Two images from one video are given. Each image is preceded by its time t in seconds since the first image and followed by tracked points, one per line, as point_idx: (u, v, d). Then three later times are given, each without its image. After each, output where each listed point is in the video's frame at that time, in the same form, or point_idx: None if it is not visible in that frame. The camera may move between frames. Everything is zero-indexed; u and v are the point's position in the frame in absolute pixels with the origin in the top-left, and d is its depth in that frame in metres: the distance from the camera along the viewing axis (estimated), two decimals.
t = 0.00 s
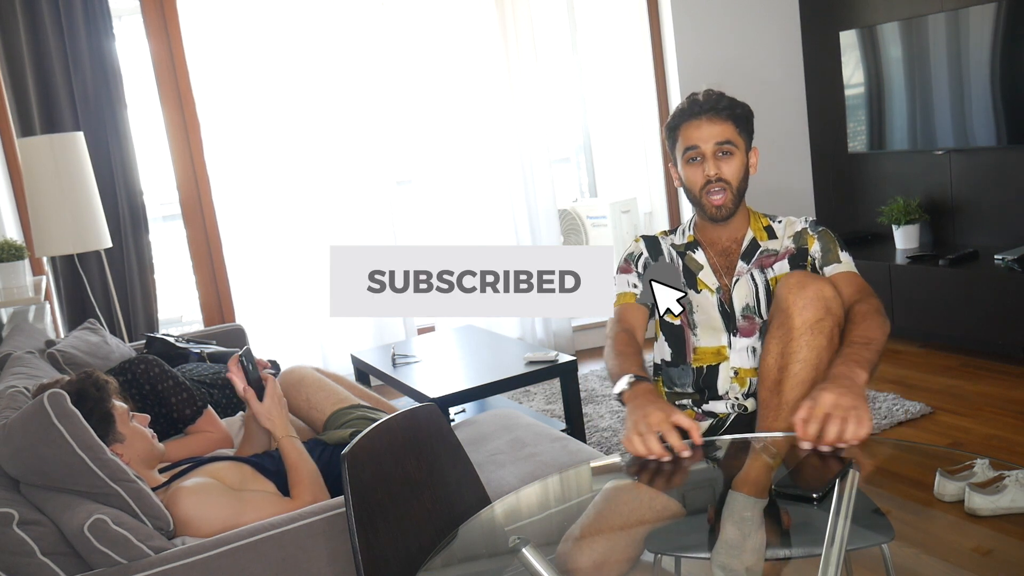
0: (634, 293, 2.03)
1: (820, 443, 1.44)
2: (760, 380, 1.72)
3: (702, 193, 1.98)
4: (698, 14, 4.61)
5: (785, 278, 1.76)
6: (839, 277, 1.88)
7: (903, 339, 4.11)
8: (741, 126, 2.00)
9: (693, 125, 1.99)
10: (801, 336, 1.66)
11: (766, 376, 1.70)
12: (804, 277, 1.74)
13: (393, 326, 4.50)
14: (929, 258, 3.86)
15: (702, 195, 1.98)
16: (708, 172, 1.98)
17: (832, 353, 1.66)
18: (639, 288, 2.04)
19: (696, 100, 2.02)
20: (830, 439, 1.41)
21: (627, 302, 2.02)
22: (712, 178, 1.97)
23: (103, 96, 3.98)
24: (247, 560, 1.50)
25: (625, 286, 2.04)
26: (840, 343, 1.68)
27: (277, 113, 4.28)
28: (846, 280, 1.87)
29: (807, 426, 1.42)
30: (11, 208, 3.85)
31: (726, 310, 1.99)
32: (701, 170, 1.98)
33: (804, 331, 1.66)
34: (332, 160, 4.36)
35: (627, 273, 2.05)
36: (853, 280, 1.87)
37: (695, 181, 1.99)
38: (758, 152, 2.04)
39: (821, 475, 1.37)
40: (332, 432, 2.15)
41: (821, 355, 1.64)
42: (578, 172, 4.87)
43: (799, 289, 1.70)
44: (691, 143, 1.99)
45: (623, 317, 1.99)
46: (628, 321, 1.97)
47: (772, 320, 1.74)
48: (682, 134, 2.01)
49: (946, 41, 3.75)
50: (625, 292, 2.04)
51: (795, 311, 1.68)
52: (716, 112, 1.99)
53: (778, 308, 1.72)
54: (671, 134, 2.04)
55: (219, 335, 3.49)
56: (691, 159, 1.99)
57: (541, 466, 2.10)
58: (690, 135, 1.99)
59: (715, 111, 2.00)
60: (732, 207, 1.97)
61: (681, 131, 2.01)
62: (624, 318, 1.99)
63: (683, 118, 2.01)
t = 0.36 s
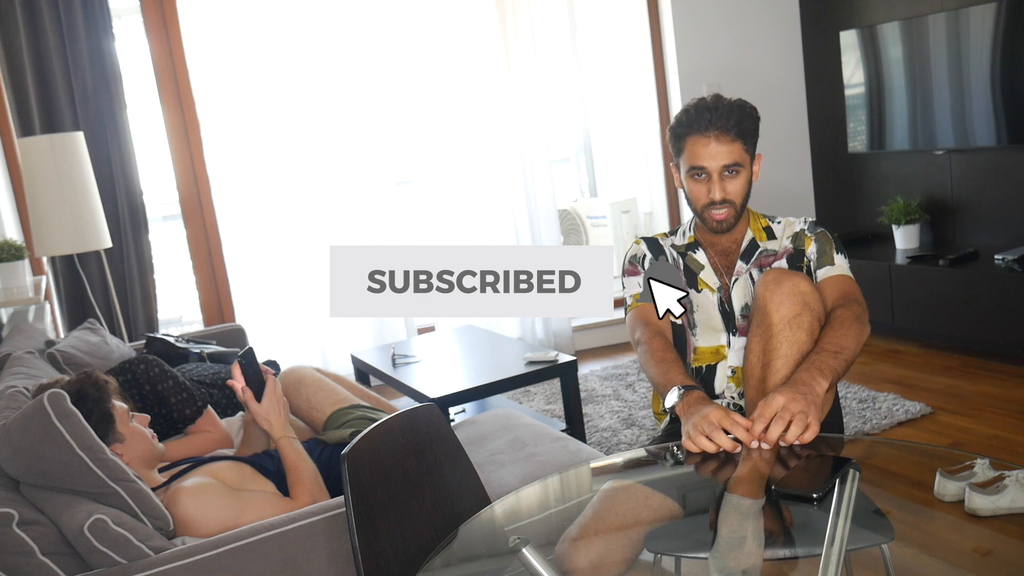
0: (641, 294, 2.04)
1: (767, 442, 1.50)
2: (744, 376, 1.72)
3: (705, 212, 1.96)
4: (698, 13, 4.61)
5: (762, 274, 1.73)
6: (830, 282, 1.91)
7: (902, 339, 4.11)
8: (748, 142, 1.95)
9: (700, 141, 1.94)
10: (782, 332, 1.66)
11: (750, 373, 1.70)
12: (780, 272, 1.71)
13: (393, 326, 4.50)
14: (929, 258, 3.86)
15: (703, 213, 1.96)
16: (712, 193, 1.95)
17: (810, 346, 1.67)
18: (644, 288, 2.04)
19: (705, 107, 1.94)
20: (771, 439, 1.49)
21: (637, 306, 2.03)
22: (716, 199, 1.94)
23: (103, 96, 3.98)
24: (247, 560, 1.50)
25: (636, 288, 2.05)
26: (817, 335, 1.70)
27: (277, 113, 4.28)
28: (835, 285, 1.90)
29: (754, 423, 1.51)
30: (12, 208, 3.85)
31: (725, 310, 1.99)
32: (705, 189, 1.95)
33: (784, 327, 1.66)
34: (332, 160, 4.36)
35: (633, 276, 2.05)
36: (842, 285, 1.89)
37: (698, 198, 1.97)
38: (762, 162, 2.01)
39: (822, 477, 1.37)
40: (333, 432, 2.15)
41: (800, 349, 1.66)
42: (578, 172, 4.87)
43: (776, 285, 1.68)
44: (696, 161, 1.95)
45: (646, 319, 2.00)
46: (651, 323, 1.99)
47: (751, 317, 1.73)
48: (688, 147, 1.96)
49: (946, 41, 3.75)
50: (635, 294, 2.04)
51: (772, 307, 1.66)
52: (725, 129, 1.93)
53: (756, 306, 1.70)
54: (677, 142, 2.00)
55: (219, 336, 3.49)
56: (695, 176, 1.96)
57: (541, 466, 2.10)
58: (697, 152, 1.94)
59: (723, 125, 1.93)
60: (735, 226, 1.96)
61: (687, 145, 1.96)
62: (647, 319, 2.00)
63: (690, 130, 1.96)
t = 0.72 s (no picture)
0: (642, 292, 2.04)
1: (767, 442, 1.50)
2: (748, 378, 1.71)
3: (709, 207, 1.97)
4: (698, 13, 4.61)
5: (771, 276, 1.73)
6: (834, 283, 1.91)
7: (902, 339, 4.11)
8: (751, 137, 1.96)
9: (703, 137, 1.95)
10: (789, 333, 1.66)
11: (755, 374, 1.69)
12: (789, 273, 1.72)
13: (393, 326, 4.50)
14: (929, 258, 3.86)
15: (707, 208, 1.97)
16: (715, 188, 1.95)
17: (815, 350, 1.68)
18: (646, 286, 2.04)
19: (708, 104, 1.95)
20: (772, 438, 1.50)
21: (638, 303, 2.04)
22: (720, 194, 1.95)
23: (103, 96, 3.98)
24: (247, 559, 1.50)
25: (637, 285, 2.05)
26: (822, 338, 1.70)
27: (277, 113, 4.28)
28: (840, 287, 1.90)
29: (754, 423, 1.52)
30: (12, 208, 3.85)
31: (727, 310, 2.00)
32: (708, 184, 1.96)
33: (791, 328, 1.66)
34: (332, 160, 4.37)
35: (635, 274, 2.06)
36: (846, 287, 1.90)
37: (701, 194, 1.97)
38: (765, 158, 2.01)
39: (823, 476, 1.38)
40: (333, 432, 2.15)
41: (806, 351, 1.66)
42: (578, 172, 4.87)
43: (784, 286, 1.69)
44: (699, 157, 1.96)
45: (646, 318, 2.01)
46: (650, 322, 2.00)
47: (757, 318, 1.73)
48: (690, 143, 1.97)
49: (946, 42, 3.75)
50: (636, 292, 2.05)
51: (781, 308, 1.66)
52: (728, 124, 1.94)
53: (763, 307, 1.70)
54: (679, 139, 2.01)
55: (219, 335, 3.49)
56: (698, 172, 1.97)
57: (541, 466, 2.11)
58: (700, 148, 1.95)
59: (726, 121, 1.94)
60: (739, 221, 1.97)
61: (690, 141, 1.97)
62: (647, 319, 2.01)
63: (692, 127, 1.97)
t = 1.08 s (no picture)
0: (632, 289, 2.04)
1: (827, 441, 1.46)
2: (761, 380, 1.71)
3: (708, 188, 2.00)
4: (698, 13, 4.61)
5: (789, 279, 1.73)
6: (842, 277, 1.89)
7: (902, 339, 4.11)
8: (750, 125, 2.01)
9: (701, 121, 2.01)
10: (804, 337, 1.63)
11: (767, 376, 1.68)
12: (807, 278, 1.71)
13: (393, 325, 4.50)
14: (929, 258, 3.86)
15: (705, 188, 2.01)
16: (714, 168, 2.00)
17: (835, 354, 1.64)
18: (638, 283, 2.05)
19: (708, 96, 2.04)
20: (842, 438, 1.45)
21: (626, 298, 2.03)
22: (718, 173, 1.99)
23: (103, 96, 3.98)
24: (247, 560, 1.50)
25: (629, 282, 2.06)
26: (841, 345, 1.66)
27: (277, 113, 4.28)
28: (849, 281, 1.88)
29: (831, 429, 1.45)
30: (12, 208, 3.85)
31: (727, 309, 1.99)
32: (707, 166, 2.00)
33: (806, 332, 1.64)
34: (332, 160, 4.37)
35: (627, 271, 2.06)
36: (856, 282, 1.87)
37: (700, 176, 2.01)
38: (765, 153, 2.05)
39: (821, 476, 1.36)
40: (333, 432, 2.15)
41: (822, 356, 1.62)
42: (578, 172, 4.87)
43: (801, 290, 1.67)
44: (698, 139, 2.01)
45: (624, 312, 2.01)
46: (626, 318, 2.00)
47: (774, 320, 1.72)
48: (690, 129, 2.03)
49: (947, 42, 3.75)
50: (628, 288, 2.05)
51: (796, 311, 1.65)
52: (726, 109, 2.00)
53: (779, 310, 1.69)
54: (679, 130, 2.07)
55: (219, 336, 3.49)
56: (698, 154, 2.01)
57: (541, 466, 2.11)
58: (699, 130, 2.01)
59: (724, 108, 2.01)
60: (738, 205, 1.99)
61: (689, 126, 2.03)
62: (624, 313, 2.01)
63: (693, 114, 2.03)
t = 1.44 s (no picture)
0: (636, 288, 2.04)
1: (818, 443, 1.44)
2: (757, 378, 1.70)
3: (706, 190, 1.99)
4: (699, 13, 4.61)
5: (781, 278, 1.73)
6: (835, 275, 1.89)
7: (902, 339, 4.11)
8: (747, 126, 2.01)
9: (698, 123, 2.00)
10: (797, 335, 1.63)
11: (762, 374, 1.68)
12: (800, 276, 1.71)
13: (393, 325, 4.50)
14: (929, 258, 3.86)
15: (704, 191, 2.00)
16: (712, 170, 1.99)
17: (829, 350, 1.63)
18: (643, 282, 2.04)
19: (703, 98, 2.02)
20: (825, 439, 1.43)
21: (630, 298, 2.03)
22: (716, 175, 1.98)
23: (103, 96, 3.98)
24: (248, 559, 1.50)
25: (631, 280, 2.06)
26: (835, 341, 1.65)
27: (277, 113, 4.28)
28: (842, 279, 1.88)
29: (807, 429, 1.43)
30: (12, 208, 3.85)
31: (727, 308, 1.99)
32: (706, 169, 2.00)
33: (800, 330, 1.63)
34: (332, 160, 4.37)
35: (629, 271, 2.05)
36: (849, 279, 1.87)
37: (698, 179, 2.01)
38: (763, 153, 2.04)
39: (821, 476, 1.36)
40: (333, 432, 2.16)
41: (816, 353, 1.62)
42: (578, 172, 4.87)
43: (793, 288, 1.67)
44: (695, 141, 2.00)
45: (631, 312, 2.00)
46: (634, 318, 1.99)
47: (768, 319, 1.71)
48: (687, 132, 2.02)
49: (947, 42, 3.75)
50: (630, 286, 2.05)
51: (789, 309, 1.65)
52: (723, 111, 2.00)
53: (773, 309, 1.69)
54: (676, 132, 2.06)
55: (219, 336, 3.49)
56: (696, 157, 2.00)
57: (541, 466, 2.11)
58: (696, 133, 2.00)
59: (720, 110, 2.00)
60: (736, 205, 1.98)
61: (686, 129, 2.02)
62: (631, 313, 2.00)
63: (690, 116, 2.02)
